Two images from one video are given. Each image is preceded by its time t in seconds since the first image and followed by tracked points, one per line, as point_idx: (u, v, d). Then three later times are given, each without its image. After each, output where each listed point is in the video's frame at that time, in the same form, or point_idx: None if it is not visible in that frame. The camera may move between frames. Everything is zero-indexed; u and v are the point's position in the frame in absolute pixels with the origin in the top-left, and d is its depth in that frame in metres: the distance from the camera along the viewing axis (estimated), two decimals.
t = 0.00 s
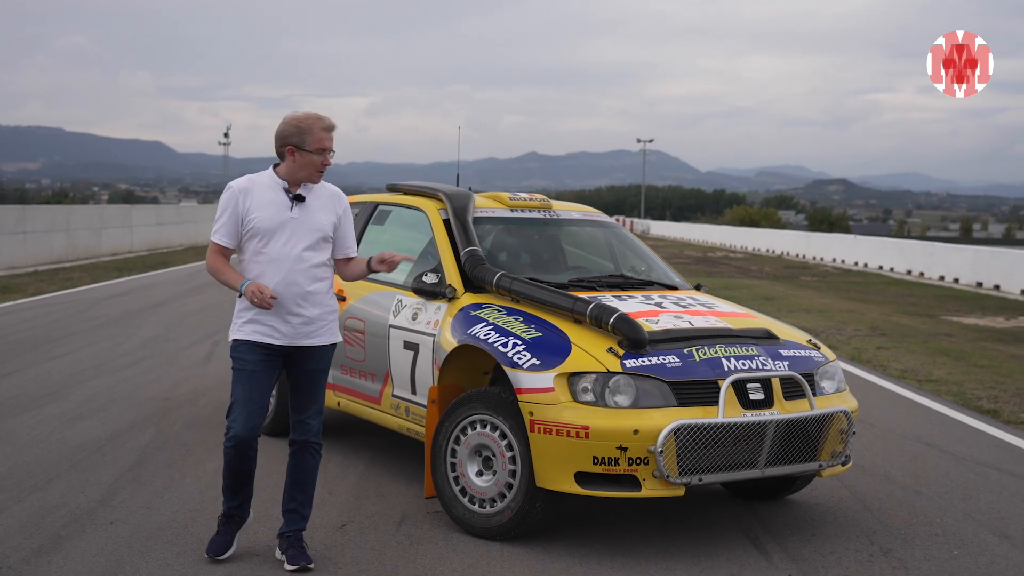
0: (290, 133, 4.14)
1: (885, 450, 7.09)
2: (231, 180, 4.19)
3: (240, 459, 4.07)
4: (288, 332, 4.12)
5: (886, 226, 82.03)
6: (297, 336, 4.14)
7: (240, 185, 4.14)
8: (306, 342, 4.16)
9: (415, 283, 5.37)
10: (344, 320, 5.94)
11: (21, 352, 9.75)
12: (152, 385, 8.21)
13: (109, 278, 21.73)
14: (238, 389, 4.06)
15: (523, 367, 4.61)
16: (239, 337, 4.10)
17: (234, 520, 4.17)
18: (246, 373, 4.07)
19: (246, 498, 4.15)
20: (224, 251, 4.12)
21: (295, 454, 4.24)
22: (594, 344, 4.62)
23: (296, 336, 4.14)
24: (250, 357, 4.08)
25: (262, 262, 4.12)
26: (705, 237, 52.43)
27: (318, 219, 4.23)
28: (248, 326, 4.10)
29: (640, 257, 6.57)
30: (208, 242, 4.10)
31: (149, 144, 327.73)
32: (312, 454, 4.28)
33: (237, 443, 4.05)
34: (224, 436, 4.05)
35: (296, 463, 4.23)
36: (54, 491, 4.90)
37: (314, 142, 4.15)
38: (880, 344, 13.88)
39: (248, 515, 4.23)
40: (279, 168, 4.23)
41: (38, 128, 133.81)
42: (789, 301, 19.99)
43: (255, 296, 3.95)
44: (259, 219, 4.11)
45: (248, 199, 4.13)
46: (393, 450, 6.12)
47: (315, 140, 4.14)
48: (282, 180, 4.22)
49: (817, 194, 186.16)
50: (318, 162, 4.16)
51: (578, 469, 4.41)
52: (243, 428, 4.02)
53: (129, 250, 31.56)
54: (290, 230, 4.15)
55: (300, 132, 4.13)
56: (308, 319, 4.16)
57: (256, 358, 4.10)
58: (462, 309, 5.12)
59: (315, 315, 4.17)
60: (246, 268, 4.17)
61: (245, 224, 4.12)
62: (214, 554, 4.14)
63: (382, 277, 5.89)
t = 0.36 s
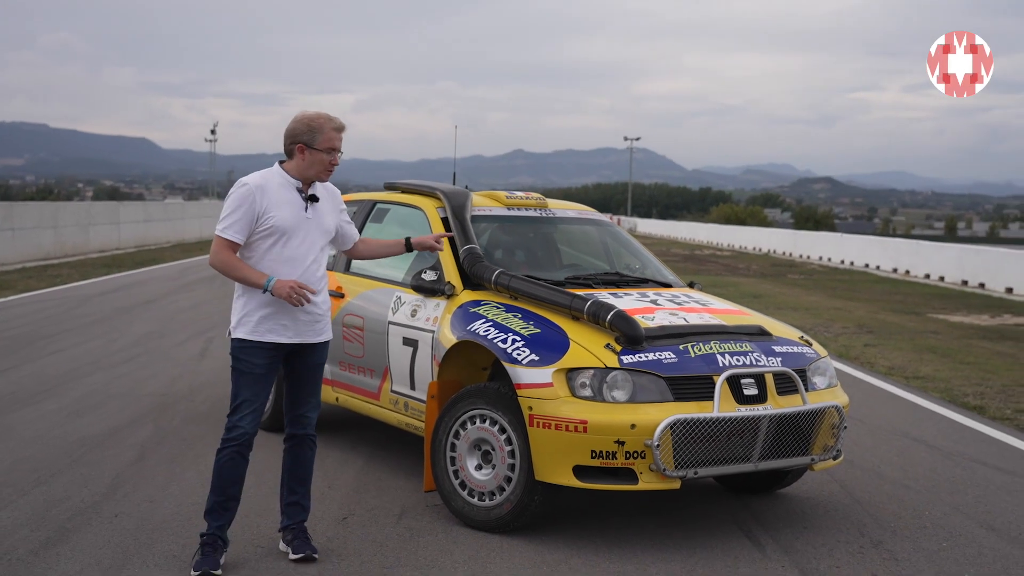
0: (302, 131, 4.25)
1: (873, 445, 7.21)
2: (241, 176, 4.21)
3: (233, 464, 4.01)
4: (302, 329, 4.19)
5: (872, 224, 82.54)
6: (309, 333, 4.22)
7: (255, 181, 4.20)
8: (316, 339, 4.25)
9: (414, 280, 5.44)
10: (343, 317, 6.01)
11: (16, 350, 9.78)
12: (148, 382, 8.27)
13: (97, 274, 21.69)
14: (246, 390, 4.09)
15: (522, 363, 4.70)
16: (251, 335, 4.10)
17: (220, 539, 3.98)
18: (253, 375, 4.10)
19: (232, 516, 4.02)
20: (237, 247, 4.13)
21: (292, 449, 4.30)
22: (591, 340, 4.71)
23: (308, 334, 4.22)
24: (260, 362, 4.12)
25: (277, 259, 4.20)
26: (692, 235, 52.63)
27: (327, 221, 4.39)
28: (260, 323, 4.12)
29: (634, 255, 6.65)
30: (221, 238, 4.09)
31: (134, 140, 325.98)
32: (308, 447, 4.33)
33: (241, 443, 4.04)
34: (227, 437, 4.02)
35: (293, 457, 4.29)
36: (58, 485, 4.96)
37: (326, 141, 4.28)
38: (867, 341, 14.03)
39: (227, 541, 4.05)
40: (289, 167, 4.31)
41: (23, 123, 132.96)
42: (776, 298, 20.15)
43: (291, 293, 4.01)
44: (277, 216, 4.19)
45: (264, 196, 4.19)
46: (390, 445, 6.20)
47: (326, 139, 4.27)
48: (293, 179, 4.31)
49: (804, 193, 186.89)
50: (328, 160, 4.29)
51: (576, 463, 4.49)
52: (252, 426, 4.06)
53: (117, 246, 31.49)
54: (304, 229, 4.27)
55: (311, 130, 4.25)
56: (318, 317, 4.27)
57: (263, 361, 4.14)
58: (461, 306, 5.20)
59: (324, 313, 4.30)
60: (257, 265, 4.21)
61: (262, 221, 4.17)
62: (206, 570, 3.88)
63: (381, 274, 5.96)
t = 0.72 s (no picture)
0: (302, 129, 4.31)
1: (868, 440, 7.30)
2: (244, 175, 4.27)
3: (236, 459, 4.07)
4: (301, 327, 4.24)
5: (860, 221, 82.90)
6: (308, 331, 4.26)
7: (257, 180, 4.24)
8: (316, 337, 4.29)
9: (416, 278, 5.51)
10: (345, 314, 6.08)
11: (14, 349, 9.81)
12: (148, 379, 8.32)
13: (89, 273, 21.64)
14: (246, 387, 4.13)
15: (525, 359, 4.76)
16: (251, 332, 4.15)
17: (229, 532, 4.06)
18: (253, 372, 4.15)
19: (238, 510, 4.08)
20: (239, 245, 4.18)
21: (296, 445, 4.36)
22: (593, 336, 4.77)
23: (308, 332, 4.26)
24: (260, 358, 4.16)
25: (277, 257, 4.24)
26: (682, 233, 52.77)
27: (329, 219, 4.42)
28: (259, 321, 4.16)
29: (632, 253, 6.72)
30: (222, 235, 4.14)
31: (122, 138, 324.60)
32: (312, 443, 4.39)
33: (243, 438, 4.10)
34: (228, 433, 4.08)
35: (297, 453, 4.35)
36: (64, 482, 5.01)
37: (327, 138, 4.32)
38: (859, 337, 14.14)
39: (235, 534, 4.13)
40: (292, 165, 4.36)
41: (9, 121, 132.27)
42: (768, 295, 20.26)
43: (286, 291, 4.04)
44: (277, 214, 4.23)
45: (266, 194, 4.24)
46: (391, 442, 6.26)
47: (326, 136, 4.31)
48: (295, 178, 4.35)
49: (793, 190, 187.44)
50: (328, 157, 4.33)
51: (578, 457, 4.57)
52: (253, 422, 4.12)
53: (107, 245, 31.38)
54: (306, 227, 4.30)
55: (311, 127, 4.30)
56: (319, 315, 4.31)
57: (265, 358, 4.18)
58: (463, 303, 5.27)
59: (324, 311, 4.33)
60: (258, 263, 4.25)
61: (263, 219, 4.22)
62: (217, 563, 3.96)
63: (383, 272, 6.03)
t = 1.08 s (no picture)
0: (297, 127, 4.38)
1: (862, 435, 7.39)
2: (253, 174, 4.33)
3: (247, 453, 4.12)
4: (307, 325, 4.27)
5: (849, 219, 83.27)
6: (315, 329, 4.29)
7: (263, 179, 4.30)
8: (323, 334, 4.32)
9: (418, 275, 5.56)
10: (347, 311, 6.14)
11: (11, 346, 9.83)
12: (146, 376, 8.36)
13: (82, 271, 21.65)
14: (256, 381, 4.18)
15: (528, 355, 4.82)
16: (258, 329, 4.20)
17: (237, 526, 4.11)
18: (262, 366, 4.19)
19: (247, 505, 4.13)
20: (248, 243, 4.24)
21: (305, 441, 4.40)
22: (595, 332, 4.83)
23: (314, 329, 4.29)
24: (267, 352, 4.21)
25: (283, 255, 4.28)
26: (672, 231, 52.94)
27: (337, 216, 4.44)
28: (266, 317, 4.22)
29: (630, 250, 6.78)
30: (231, 234, 4.21)
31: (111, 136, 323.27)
32: (322, 439, 4.43)
33: (253, 433, 4.14)
34: (239, 427, 4.12)
35: (307, 448, 4.39)
36: (70, 477, 5.06)
37: (320, 133, 4.34)
38: (851, 334, 14.27)
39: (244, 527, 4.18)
40: (297, 163, 4.40)
41: None
42: (760, 293, 20.38)
43: (277, 303, 4.07)
44: (283, 213, 4.27)
45: (271, 193, 4.28)
46: (391, 437, 6.32)
47: (316, 130, 4.33)
48: (302, 176, 4.39)
49: (782, 188, 187.99)
50: (320, 150, 4.33)
51: (580, 451, 4.63)
52: (263, 416, 4.16)
53: (98, 243, 31.34)
54: (311, 225, 4.33)
55: (305, 124, 4.36)
56: (326, 313, 4.33)
57: (273, 352, 4.23)
58: (465, 300, 5.33)
59: (331, 308, 4.35)
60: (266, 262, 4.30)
61: (268, 217, 4.26)
62: (225, 557, 4.00)
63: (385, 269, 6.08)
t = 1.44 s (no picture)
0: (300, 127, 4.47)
1: (856, 431, 7.47)
2: (265, 174, 4.42)
3: (260, 448, 4.15)
4: (310, 322, 4.28)
5: (839, 217, 83.58)
6: (319, 326, 4.30)
7: (271, 179, 4.37)
8: (327, 331, 4.31)
9: (419, 272, 5.60)
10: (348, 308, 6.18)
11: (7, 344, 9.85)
12: (144, 374, 8.39)
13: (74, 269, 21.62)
14: (267, 375, 4.23)
15: (529, 352, 4.87)
16: (264, 325, 4.27)
17: (248, 522, 4.16)
18: (271, 360, 4.24)
19: (260, 500, 4.18)
20: (261, 243, 4.33)
21: (315, 437, 4.42)
22: (595, 329, 4.88)
23: (318, 327, 4.29)
24: (275, 346, 4.25)
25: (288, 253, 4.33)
26: (664, 229, 53.08)
27: (342, 215, 4.39)
28: (272, 314, 4.27)
29: (628, 248, 6.83)
30: (244, 234, 4.33)
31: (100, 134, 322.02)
32: (331, 436, 4.45)
33: (264, 428, 4.18)
34: (251, 423, 4.16)
35: (317, 444, 4.42)
36: (74, 473, 5.09)
37: (314, 127, 4.40)
38: (843, 331, 14.38)
39: (256, 524, 4.23)
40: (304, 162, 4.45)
41: None
42: (751, 291, 20.50)
43: (299, 288, 4.17)
44: (285, 212, 4.32)
45: (276, 193, 4.35)
46: (392, 434, 6.36)
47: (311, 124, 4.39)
48: (309, 175, 4.41)
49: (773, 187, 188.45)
50: (315, 143, 4.37)
51: (581, 447, 4.68)
52: (275, 411, 4.19)
53: (89, 241, 31.23)
54: (313, 224, 4.34)
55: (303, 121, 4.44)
56: (330, 311, 4.32)
57: (281, 347, 4.27)
58: (467, 298, 5.37)
59: (336, 306, 4.33)
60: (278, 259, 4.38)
61: (273, 217, 4.33)
62: (231, 552, 4.05)
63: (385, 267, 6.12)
